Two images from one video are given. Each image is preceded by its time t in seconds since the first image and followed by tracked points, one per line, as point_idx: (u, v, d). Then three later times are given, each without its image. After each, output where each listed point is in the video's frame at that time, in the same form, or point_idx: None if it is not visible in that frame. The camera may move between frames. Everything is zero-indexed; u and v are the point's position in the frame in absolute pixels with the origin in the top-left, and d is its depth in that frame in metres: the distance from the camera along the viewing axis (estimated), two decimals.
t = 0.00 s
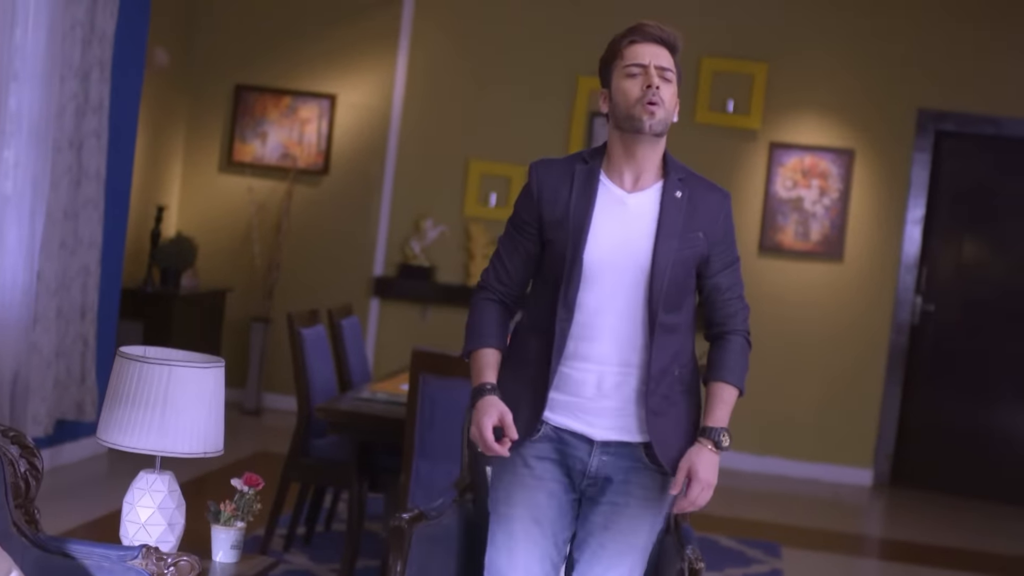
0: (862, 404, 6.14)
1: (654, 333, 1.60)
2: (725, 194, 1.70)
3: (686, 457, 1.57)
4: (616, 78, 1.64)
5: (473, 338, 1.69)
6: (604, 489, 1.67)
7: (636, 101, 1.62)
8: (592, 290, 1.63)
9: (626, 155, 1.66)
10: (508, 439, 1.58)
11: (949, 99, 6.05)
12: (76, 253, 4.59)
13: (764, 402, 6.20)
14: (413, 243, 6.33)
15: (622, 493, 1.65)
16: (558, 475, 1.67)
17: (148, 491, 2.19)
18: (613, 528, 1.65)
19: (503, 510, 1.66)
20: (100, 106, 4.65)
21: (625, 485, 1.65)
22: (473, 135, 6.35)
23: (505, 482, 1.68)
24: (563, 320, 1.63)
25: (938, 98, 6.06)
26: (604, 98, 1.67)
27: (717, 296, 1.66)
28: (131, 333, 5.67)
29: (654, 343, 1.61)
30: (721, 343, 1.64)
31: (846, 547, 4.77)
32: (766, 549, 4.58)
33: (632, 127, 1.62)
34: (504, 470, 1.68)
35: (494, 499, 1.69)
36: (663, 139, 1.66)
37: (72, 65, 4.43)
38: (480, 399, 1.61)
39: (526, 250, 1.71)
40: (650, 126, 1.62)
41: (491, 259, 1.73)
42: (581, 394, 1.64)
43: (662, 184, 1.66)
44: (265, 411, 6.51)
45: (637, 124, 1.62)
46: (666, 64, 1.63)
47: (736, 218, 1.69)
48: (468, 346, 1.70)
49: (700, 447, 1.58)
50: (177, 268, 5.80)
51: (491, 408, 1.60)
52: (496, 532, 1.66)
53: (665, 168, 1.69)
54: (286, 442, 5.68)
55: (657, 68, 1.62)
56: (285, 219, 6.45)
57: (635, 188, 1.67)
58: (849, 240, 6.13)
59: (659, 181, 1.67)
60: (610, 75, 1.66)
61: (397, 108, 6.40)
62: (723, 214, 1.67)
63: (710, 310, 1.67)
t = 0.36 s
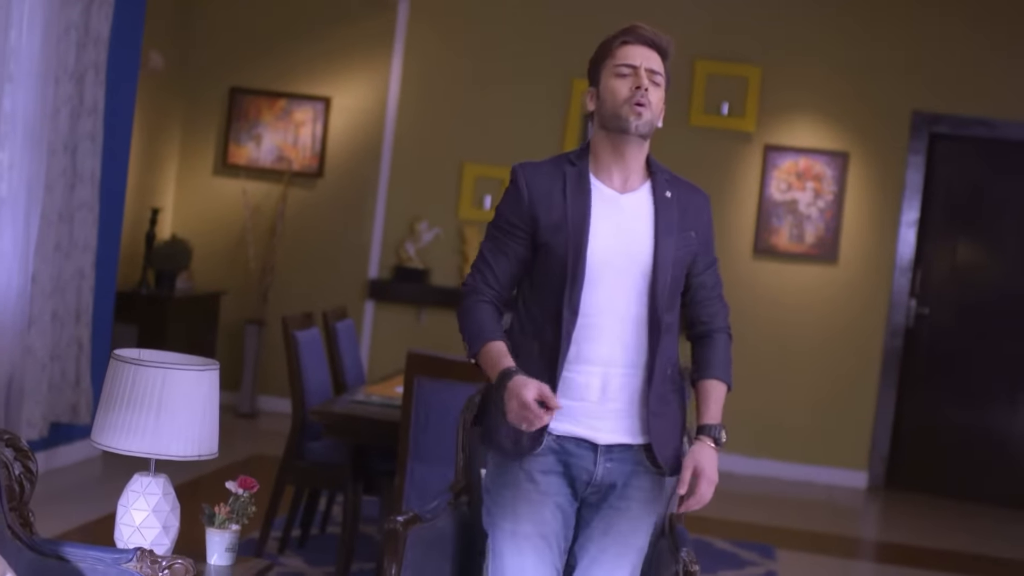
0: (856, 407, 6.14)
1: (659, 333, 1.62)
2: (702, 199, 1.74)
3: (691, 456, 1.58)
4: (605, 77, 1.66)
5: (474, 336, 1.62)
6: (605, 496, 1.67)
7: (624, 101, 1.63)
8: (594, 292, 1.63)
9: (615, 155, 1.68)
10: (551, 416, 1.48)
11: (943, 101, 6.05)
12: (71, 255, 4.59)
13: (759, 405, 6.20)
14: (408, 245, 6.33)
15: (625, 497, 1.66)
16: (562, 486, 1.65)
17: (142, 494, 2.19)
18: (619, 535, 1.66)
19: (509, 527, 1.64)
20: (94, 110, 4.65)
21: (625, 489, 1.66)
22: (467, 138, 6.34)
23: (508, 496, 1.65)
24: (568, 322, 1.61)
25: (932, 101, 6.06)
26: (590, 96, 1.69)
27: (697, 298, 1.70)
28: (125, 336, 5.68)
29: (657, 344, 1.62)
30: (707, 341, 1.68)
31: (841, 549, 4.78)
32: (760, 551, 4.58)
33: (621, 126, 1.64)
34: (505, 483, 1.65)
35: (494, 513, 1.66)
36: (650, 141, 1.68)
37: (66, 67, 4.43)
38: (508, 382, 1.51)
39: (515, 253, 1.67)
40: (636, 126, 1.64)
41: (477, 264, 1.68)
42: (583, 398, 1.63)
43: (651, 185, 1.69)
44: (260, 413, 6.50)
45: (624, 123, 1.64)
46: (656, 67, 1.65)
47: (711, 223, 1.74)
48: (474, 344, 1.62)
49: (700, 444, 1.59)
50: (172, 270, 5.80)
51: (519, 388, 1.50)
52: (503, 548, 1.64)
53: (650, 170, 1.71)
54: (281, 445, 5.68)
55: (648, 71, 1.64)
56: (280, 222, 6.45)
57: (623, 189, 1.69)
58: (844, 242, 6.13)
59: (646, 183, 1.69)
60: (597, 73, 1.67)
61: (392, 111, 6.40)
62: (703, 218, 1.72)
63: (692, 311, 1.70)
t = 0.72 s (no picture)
0: (851, 408, 6.15)
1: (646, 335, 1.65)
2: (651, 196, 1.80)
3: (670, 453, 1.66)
4: (582, 77, 1.64)
5: (478, 340, 1.54)
6: (594, 498, 1.66)
7: (605, 104, 1.62)
8: (586, 294, 1.62)
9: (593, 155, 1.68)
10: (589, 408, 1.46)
11: (937, 103, 6.06)
12: (65, 257, 4.59)
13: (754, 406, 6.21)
14: (403, 247, 6.34)
15: (612, 497, 1.66)
16: (554, 493, 1.63)
17: (137, 496, 2.19)
18: (607, 534, 1.66)
19: (504, 540, 1.61)
20: (89, 111, 4.64)
21: (611, 489, 1.66)
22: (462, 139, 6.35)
23: (501, 509, 1.62)
24: (564, 324, 1.60)
25: (926, 102, 6.07)
26: (563, 91, 1.67)
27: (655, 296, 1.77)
28: (120, 338, 5.67)
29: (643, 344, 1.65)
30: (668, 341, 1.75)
31: (836, 551, 4.78)
32: (755, 553, 4.59)
33: (603, 130, 1.64)
34: (497, 494, 1.62)
35: (485, 524, 1.63)
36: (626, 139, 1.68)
37: (60, 69, 4.43)
38: (534, 375, 1.48)
39: (500, 254, 1.61)
40: (618, 129, 1.64)
41: (463, 265, 1.60)
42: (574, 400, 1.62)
43: (623, 185, 1.72)
44: (256, 415, 6.50)
45: (605, 126, 1.63)
46: (633, 67, 1.64)
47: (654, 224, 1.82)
48: (483, 343, 1.54)
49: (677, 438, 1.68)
50: (167, 272, 5.80)
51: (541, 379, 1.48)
52: (498, 563, 1.61)
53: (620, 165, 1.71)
54: (277, 447, 5.67)
55: (627, 72, 1.63)
56: (275, 224, 6.45)
57: (602, 188, 1.69)
58: (838, 244, 6.14)
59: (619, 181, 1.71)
60: (573, 71, 1.65)
61: (387, 112, 6.39)
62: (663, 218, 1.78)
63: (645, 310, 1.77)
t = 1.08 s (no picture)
0: (847, 409, 6.15)
1: (632, 340, 1.67)
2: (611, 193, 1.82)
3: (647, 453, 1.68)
4: (580, 80, 1.63)
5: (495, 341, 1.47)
6: (583, 496, 1.66)
7: (607, 112, 1.63)
8: (582, 301, 1.61)
9: (585, 159, 1.67)
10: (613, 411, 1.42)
11: (934, 105, 6.07)
12: (61, 257, 4.59)
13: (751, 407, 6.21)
14: (399, 248, 6.34)
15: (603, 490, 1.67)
16: (547, 496, 1.62)
17: (133, 498, 2.19)
18: (601, 531, 1.66)
19: (499, 546, 1.59)
20: (85, 112, 4.64)
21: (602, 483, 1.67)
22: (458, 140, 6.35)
23: (497, 515, 1.60)
24: (563, 335, 1.59)
25: (922, 103, 6.07)
26: (554, 90, 1.65)
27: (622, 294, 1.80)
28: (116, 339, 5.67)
29: (627, 347, 1.67)
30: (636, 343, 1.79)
31: (832, 551, 4.78)
32: (751, 553, 4.59)
33: (604, 137, 1.64)
34: (492, 500, 1.60)
35: (479, 530, 1.60)
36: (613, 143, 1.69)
37: (57, 69, 4.43)
38: (555, 378, 1.43)
39: (499, 263, 1.55)
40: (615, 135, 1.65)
41: (464, 273, 1.52)
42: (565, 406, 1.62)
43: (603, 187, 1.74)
44: (252, 416, 6.49)
45: (603, 132, 1.63)
46: (626, 73, 1.65)
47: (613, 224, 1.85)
48: (502, 349, 1.46)
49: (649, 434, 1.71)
50: (163, 272, 5.80)
51: (560, 379, 1.43)
52: (494, 568, 1.59)
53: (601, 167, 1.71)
54: (273, 448, 5.67)
55: (623, 79, 1.64)
56: (271, 224, 6.45)
57: (590, 192, 1.69)
58: (834, 246, 6.14)
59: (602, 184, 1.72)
60: (568, 73, 1.64)
61: (383, 113, 6.39)
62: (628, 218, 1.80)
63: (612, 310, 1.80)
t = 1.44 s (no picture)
0: (834, 407, 6.16)
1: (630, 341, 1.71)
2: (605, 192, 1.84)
3: (637, 454, 1.74)
4: (577, 82, 1.64)
5: (507, 348, 1.48)
6: (587, 494, 1.67)
7: (607, 111, 1.64)
8: (589, 302, 1.63)
9: (587, 160, 1.68)
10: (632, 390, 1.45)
11: (921, 103, 6.07)
12: (48, 256, 4.58)
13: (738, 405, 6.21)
14: (387, 246, 6.34)
15: (606, 487, 1.69)
16: (552, 497, 1.63)
17: (120, 495, 2.18)
18: (609, 524, 1.68)
19: (508, 549, 1.59)
20: (72, 110, 4.64)
21: (606, 481, 1.69)
22: (446, 139, 6.34)
23: (506, 517, 1.59)
24: (571, 335, 1.60)
25: (909, 101, 6.08)
26: (551, 91, 1.66)
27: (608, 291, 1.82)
28: (103, 338, 5.66)
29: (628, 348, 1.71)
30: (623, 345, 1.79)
31: (820, 549, 4.78)
32: (739, 551, 4.59)
33: (607, 135, 1.65)
34: (501, 503, 1.59)
35: (485, 533, 1.60)
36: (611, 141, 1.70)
37: (43, 67, 4.42)
38: (574, 368, 1.46)
39: (509, 265, 1.55)
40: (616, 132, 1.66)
41: (473, 275, 1.52)
42: (570, 407, 1.65)
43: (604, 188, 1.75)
44: (240, 415, 6.48)
45: (604, 132, 1.65)
46: (621, 70, 1.66)
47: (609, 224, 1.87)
48: (516, 349, 1.48)
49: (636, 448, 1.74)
50: (151, 271, 5.79)
51: (585, 364, 1.46)
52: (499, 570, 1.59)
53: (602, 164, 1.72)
54: (260, 446, 5.67)
55: (620, 76, 1.65)
56: (258, 223, 6.44)
57: (593, 191, 1.70)
58: (821, 244, 6.15)
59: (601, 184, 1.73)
60: (565, 74, 1.64)
61: (370, 112, 6.39)
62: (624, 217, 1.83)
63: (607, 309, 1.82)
